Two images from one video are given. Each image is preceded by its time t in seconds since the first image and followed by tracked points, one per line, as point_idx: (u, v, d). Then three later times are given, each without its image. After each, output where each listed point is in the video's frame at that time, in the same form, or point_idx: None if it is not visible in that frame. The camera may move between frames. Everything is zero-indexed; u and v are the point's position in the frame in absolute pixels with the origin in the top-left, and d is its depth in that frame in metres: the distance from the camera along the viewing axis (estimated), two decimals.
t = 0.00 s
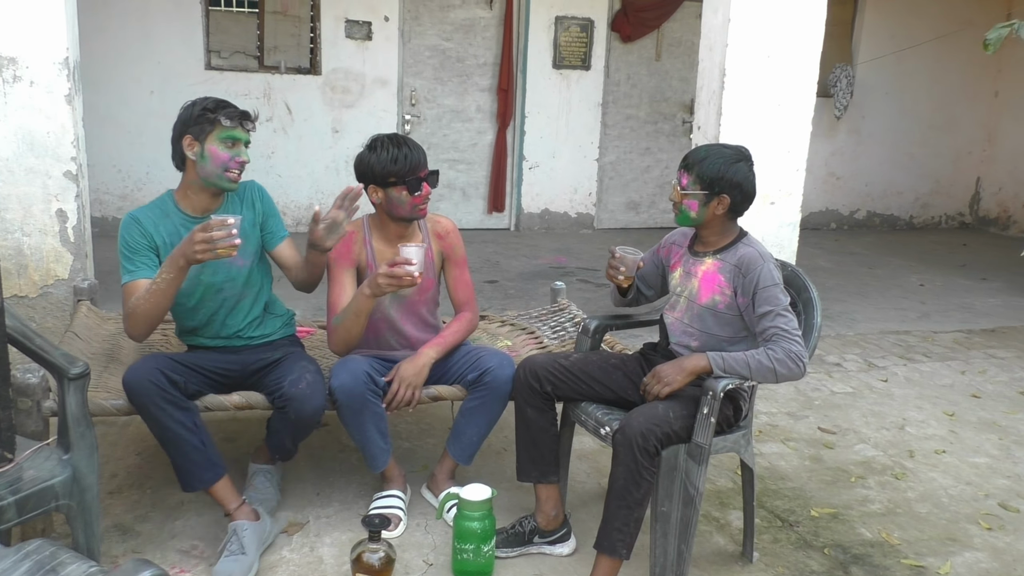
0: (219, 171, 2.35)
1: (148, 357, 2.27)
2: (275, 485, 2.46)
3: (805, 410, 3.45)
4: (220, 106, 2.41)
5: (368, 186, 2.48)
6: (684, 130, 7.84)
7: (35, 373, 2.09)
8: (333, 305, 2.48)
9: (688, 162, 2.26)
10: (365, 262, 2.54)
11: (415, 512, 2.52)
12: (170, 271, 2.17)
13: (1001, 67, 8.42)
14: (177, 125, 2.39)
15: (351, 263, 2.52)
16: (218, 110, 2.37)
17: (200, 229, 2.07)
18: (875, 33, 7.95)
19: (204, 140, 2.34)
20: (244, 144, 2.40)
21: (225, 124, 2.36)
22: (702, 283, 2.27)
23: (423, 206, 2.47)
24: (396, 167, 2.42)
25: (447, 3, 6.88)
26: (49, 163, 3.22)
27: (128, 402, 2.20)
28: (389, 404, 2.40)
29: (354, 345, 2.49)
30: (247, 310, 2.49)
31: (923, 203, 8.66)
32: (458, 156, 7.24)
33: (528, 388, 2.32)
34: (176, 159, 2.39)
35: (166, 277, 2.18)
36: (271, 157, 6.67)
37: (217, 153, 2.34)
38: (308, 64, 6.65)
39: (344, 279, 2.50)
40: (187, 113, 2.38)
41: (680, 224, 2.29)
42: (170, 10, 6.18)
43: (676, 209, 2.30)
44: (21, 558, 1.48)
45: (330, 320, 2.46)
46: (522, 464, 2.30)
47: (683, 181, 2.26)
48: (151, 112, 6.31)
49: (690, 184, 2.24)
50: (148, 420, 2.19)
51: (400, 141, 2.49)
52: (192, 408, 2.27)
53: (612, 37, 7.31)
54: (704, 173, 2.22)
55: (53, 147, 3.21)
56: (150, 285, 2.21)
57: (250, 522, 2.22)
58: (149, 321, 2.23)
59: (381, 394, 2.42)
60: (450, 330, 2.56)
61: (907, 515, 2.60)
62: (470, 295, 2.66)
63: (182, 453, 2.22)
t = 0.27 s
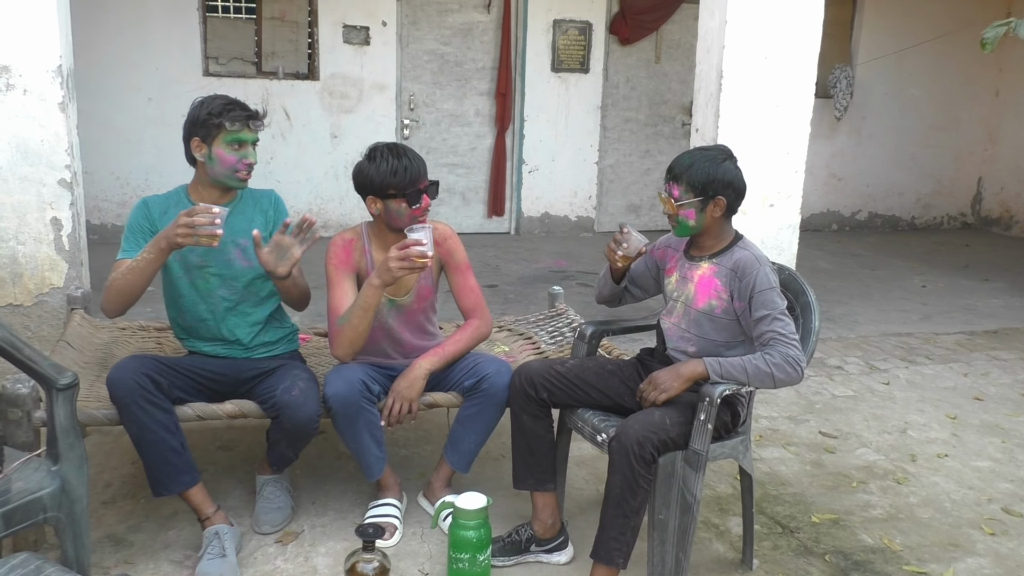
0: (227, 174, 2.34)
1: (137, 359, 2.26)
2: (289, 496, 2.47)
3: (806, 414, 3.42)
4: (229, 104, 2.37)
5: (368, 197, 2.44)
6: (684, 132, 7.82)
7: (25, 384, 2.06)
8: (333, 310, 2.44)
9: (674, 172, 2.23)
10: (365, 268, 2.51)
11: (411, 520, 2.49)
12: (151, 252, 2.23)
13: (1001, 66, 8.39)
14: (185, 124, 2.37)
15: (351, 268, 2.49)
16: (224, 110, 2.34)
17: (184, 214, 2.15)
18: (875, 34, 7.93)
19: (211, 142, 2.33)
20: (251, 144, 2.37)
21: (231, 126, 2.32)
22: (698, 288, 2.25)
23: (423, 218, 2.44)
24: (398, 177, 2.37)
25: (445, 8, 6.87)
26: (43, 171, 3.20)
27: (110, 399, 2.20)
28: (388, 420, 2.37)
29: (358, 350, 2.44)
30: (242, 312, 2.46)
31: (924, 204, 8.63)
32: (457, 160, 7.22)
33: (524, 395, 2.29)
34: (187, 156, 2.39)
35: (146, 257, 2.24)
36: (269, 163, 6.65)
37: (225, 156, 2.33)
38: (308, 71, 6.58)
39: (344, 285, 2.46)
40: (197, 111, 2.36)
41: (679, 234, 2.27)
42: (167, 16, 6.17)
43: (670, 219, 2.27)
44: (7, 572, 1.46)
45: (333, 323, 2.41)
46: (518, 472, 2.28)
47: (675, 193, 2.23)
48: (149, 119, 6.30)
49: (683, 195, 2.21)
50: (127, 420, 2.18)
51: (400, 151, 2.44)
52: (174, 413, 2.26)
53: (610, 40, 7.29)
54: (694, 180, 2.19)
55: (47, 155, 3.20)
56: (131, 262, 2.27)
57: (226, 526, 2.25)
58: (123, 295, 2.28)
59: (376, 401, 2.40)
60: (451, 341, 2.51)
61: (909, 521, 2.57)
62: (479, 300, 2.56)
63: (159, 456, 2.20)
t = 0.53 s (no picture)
0: (235, 190, 2.33)
1: (145, 375, 2.24)
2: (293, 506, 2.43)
3: (815, 420, 3.38)
4: (237, 119, 2.35)
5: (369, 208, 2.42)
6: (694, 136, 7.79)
7: (26, 390, 2.06)
8: (336, 319, 2.42)
9: (678, 175, 2.21)
10: (370, 277, 2.50)
11: (413, 526, 2.48)
12: (162, 271, 2.21)
13: (1016, 68, 8.30)
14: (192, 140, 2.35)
15: (356, 277, 2.48)
16: (229, 125, 2.32)
17: (193, 231, 2.13)
18: (887, 36, 7.87)
19: (217, 160, 2.31)
20: (259, 158, 2.35)
21: (236, 142, 2.30)
22: (701, 293, 2.22)
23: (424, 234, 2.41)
24: (394, 194, 2.35)
25: (454, 13, 6.87)
26: (50, 177, 3.22)
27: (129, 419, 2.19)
28: (388, 434, 2.38)
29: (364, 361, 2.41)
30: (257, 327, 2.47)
31: (938, 208, 8.55)
32: (466, 165, 7.22)
33: (526, 402, 2.28)
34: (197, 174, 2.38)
35: (157, 275, 2.22)
36: (279, 169, 6.68)
37: (232, 173, 2.31)
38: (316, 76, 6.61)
39: (349, 295, 2.44)
40: (203, 128, 2.34)
41: (681, 239, 2.24)
42: (178, 24, 6.21)
43: (672, 223, 2.24)
44: None
45: (336, 333, 2.38)
46: (520, 479, 2.26)
47: (678, 195, 2.21)
48: (159, 125, 6.34)
49: (686, 197, 2.19)
50: (150, 436, 2.18)
51: (405, 162, 2.40)
52: (192, 422, 2.26)
53: (619, 44, 7.27)
54: (699, 182, 2.18)
55: (54, 161, 3.22)
56: (143, 280, 2.26)
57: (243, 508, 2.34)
58: (134, 313, 2.28)
59: (377, 409, 2.39)
60: (455, 353, 2.46)
61: (918, 530, 2.53)
62: (487, 311, 2.51)
63: (185, 458, 2.23)
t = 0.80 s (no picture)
0: (231, 244, 2.17)
1: (132, 381, 2.20)
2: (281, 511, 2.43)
3: (810, 423, 3.37)
4: (223, 165, 2.16)
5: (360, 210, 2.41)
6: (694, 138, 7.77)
7: (13, 391, 2.06)
8: (328, 320, 2.42)
9: (677, 169, 2.21)
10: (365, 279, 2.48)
11: (403, 528, 2.47)
12: (172, 319, 2.10)
13: (1017, 70, 8.28)
14: (176, 190, 2.17)
15: (350, 279, 2.46)
16: (219, 175, 2.13)
17: (215, 273, 2.03)
18: (888, 38, 7.85)
19: (209, 214, 2.14)
20: (253, 207, 2.18)
21: (229, 195, 2.13)
22: (691, 294, 2.21)
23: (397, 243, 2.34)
24: (376, 196, 2.33)
25: (454, 14, 6.86)
26: (44, 177, 3.22)
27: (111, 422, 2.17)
28: (377, 434, 2.37)
29: (356, 359, 2.42)
30: (250, 349, 2.43)
31: (939, 210, 8.52)
32: (465, 166, 7.21)
33: (515, 404, 2.27)
34: (183, 227, 2.20)
35: (166, 323, 2.11)
36: (278, 170, 6.68)
37: (227, 227, 2.15)
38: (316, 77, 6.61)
39: (343, 297, 2.43)
40: (187, 178, 2.15)
41: (670, 235, 2.22)
42: (178, 24, 6.22)
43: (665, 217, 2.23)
44: None
45: (327, 333, 2.39)
46: (509, 481, 2.24)
47: (675, 188, 2.20)
48: (158, 126, 6.34)
49: (682, 191, 2.18)
50: (131, 441, 2.17)
51: (395, 165, 2.37)
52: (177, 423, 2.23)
53: (619, 46, 7.27)
54: (697, 179, 2.17)
55: (48, 162, 3.21)
56: (145, 329, 2.14)
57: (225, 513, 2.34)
58: (131, 365, 2.15)
59: (368, 411, 2.38)
60: (448, 357, 2.47)
61: (911, 533, 2.51)
62: (482, 319, 2.52)
63: (167, 463, 2.22)
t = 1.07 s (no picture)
0: (219, 237, 2.14)
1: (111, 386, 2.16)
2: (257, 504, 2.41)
3: (789, 416, 3.39)
4: (208, 153, 2.12)
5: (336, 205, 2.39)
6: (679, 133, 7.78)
7: None
8: (306, 314, 2.41)
9: (667, 157, 2.21)
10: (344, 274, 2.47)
11: (381, 522, 2.46)
12: (161, 331, 2.06)
13: (999, 67, 8.34)
14: (155, 180, 2.09)
15: (328, 274, 2.45)
16: (208, 165, 2.10)
17: (203, 287, 1.98)
18: (871, 34, 7.88)
19: (195, 206, 2.09)
20: (240, 197, 2.15)
21: (219, 184, 2.10)
22: (668, 287, 2.22)
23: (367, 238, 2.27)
24: (349, 187, 2.32)
25: (438, 6, 6.82)
26: (19, 169, 3.18)
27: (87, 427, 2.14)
28: (356, 426, 2.36)
29: (336, 352, 2.40)
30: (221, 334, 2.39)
31: (920, 205, 8.58)
32: (450, 159, 7.18)
33: (493, 398, 2.26)
34: (160, 219, 2.13)
35: (154, 335, 2.06)
36: (260, 162, 6.62)
37: (215, 219, 2.11)
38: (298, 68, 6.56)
39: (321, 291, 2.42)
40: (168, 167, 2.08)
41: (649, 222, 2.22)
42: (158, 15, 6.15)
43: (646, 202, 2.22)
44: None
45: (305, 327, 2.39)
46: (487, 476, 2.25)
47: (661, 175, 2.20)
48: (139, 118, 6.27)
49: (667, 179, 2.18)
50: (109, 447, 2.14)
51: (371, 161, 2.34)
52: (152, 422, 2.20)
53: (604, 39, 7.26)
54: (685, 169, 2.17)
55: (23, 153, 3.17)
56: (129, 338, 2.08)
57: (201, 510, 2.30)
58: (113, 374, 2.09)
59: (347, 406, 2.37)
60: (427, 351, 2.46)
61: (886, 525, 2.53)
62: (463, 317, 2.53)
63: (145, 468, 2.20)
